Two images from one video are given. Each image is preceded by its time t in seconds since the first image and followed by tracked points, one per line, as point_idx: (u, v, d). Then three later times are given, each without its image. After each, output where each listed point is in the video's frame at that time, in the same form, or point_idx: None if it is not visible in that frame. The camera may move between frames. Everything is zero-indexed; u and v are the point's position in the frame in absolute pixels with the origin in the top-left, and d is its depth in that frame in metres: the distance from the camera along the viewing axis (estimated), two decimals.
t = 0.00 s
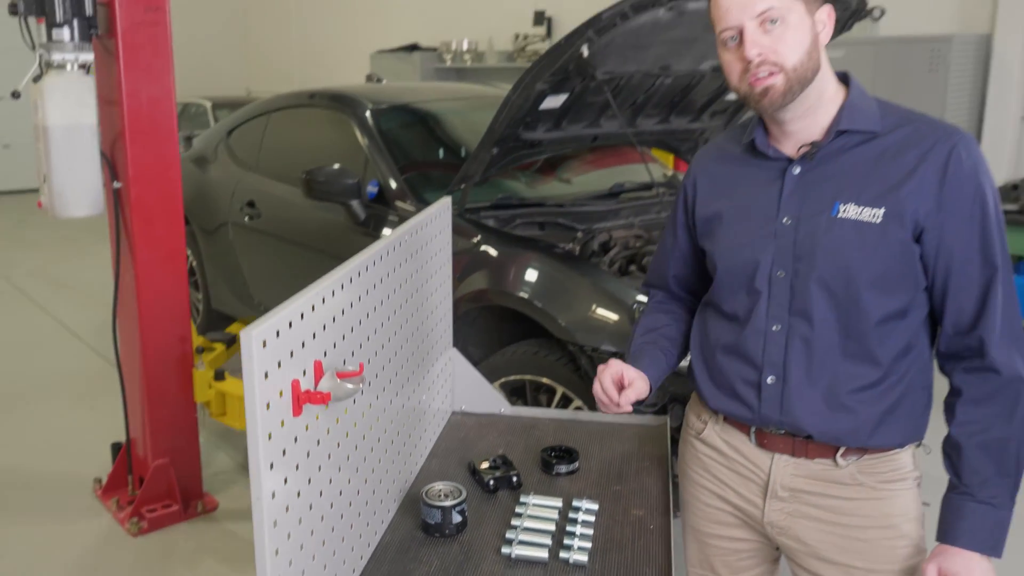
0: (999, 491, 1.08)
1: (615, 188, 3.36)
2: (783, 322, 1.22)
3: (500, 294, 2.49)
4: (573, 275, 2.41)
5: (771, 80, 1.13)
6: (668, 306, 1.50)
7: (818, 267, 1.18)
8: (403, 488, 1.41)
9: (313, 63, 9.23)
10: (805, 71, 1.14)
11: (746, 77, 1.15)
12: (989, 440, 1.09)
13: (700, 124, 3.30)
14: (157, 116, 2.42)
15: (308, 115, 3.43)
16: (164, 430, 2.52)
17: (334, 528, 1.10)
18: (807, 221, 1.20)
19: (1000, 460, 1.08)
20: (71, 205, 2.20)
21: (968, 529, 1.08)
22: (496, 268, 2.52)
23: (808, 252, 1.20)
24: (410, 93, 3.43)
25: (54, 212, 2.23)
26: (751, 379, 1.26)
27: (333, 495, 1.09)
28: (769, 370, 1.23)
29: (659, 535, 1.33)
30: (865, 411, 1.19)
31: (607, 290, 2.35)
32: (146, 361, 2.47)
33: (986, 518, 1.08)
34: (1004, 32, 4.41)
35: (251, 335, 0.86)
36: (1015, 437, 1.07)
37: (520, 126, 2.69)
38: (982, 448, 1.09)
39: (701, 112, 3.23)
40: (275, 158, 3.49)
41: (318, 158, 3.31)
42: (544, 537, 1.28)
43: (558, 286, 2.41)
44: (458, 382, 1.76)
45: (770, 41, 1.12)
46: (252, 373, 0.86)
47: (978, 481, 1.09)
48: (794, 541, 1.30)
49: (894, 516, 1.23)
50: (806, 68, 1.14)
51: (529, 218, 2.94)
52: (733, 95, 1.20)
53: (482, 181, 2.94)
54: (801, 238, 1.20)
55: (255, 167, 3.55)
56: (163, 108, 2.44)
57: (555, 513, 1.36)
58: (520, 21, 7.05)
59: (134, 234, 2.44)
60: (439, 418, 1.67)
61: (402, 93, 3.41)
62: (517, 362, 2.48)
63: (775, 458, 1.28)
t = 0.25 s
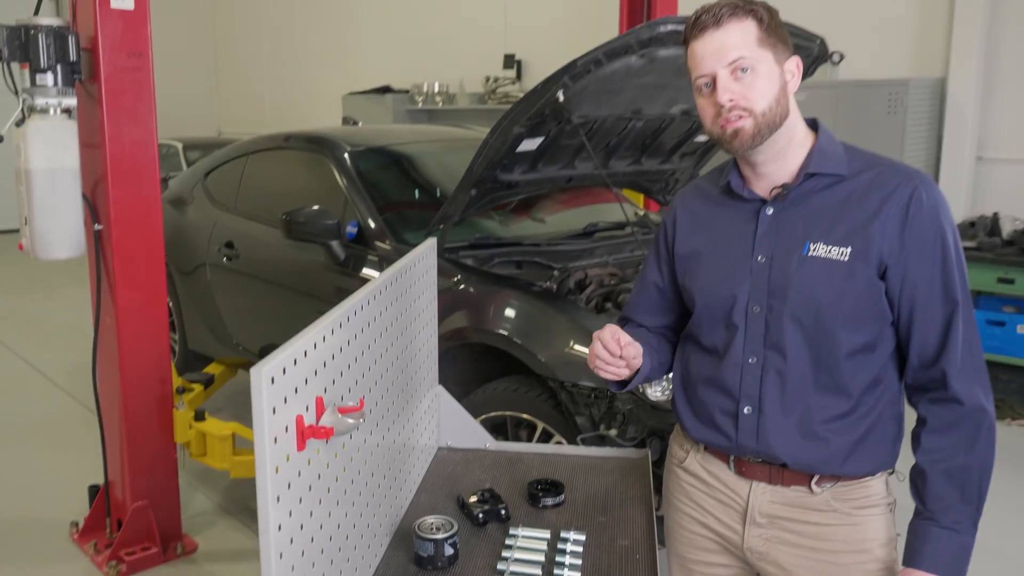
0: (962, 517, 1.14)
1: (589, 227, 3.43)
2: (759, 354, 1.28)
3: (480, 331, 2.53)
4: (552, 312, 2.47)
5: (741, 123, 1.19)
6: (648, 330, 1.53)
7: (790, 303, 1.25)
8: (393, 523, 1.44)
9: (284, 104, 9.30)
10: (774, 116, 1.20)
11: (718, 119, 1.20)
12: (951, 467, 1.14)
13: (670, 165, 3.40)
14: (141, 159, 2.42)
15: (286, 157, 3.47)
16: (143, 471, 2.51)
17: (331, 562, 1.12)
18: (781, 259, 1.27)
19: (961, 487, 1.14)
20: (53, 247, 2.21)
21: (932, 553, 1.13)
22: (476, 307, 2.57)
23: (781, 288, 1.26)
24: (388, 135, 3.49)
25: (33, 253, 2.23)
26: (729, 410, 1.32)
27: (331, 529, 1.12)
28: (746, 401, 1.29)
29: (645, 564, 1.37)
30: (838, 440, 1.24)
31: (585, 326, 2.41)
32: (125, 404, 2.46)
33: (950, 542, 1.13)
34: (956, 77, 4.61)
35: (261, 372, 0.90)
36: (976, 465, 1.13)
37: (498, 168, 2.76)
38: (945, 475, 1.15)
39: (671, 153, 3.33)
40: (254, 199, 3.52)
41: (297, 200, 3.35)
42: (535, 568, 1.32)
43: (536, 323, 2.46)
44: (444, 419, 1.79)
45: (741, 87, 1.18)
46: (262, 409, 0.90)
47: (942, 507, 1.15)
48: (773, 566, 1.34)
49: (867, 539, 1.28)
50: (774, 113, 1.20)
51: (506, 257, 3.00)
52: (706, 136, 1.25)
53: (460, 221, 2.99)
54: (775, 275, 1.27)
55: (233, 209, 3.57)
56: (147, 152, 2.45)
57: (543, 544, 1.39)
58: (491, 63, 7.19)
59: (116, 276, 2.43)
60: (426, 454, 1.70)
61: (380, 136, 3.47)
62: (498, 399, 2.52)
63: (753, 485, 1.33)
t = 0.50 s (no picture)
0: (942, 536, 1.18)
1: (571, 256, 3.47)
2: (746, 377, 1.32)
3: (466, 360, 2.55)
4: (538, 340, 2.50)
5: (731, 150, 1.24)
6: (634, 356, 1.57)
7: (777, 327, 1.29)
8: (387, 550, 1.45)
9: (262, 136, 9.32)
10: (763, 144, 1.25)
11: (709, 146, 1.25)
12: (931, 488, 1.18)
13: (650, 196, 3.46)
14: (126, 191, 2.41)
15: (270, 189, 3.49)
16: (127, 503, 2.49)
17: None
18: (767, 285, 1.31)
19: (941, 508, 1.18)
20: (39, 279, 2.20)
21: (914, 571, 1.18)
22: (462, 335, 2.59)
23: (768, 313, 1.30)
24: (371, 166, 3.52)
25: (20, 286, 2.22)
26: (717, 432, 1.35)
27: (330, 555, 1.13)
28: (734, 422, 1.33)
29: None
30: (823, 461, 1.27)
31: (571, 354, 2.44)
32: (110, 434, 2.44)
33: (930, 561, 1.18)
34: (924, 109, 4.74)
35: (268, 400, 0.92)
36: (955, 487, 1.16)
37: (482, 199, 2.79)
38: (925, 496, 1.18)
39: (651, 184, 3.39)
40: (237, 230, 3.53)
41: (281, 230, 3.36)
42: None
43: (522, 352, 2.49)
44: (435, 445, 1.81)
45: (732, 115, 1.23)
46: (269, 436, 0.92)
47: (922, 526, 1.19)
48: None
49: (855, 558, 1.31)
50: (763, 141, 1.25)
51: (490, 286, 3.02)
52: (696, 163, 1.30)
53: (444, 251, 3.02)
54: (762, 300, 1.31)
55: (217, 239, 3.58)
56: (133, 184, 2.44)
57: (538, 567, 1.40)
58: (469, 96, 7.27)
59: (101, 308, 2.41)
60: (418, 480, 1.71)
61: (363, 167, 3.50)
62: (485, 427, 2.53)
63: (742, 507, 1.35)
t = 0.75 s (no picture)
0: (940, 549, 1.21)
1: (561, 274, 3.46)
2: (746, 389, 1.34)
3: (460, 378, 2.55)
4: (530, 357, 2.51)
5: (736, 162, 1.29)
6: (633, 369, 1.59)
7: (777, 340, 1.31)
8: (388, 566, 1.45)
9: (244, 155, 9.30)
10: (767, 158, 1.29)
11: (715, 158, 1.30)
12: (930, 501, 1.21)
13: (638, 215, 3.50)
14: (118, 210, 2.37)
15: (258, 208, 3.50)
16: (116, 523, 2.46)
17: None
18: (767, 299, 1.33)
19: (940, 521, 1.21)
20: (29, 295, 2.13)
21: None
22: (455, 352, 2.59)
23: (768, 326, 1.32)
24: (360, 186, 3.53)
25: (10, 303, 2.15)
26: (717, 444, 1.37)
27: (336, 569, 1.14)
28: (735, 433, 1.34)
29: None
30: (823, 473, 1.29)
31: (563, 372, 2.45)
32: (99, 455, 2.41)
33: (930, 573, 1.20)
34: (902, 130, 4.83)
35: (280, 413, 0.92)
36: (953, 499, 1.20)
37: (474, 218, 2.81)
38: (924, 509, 1.21)
39: (638, 203, 3.43)
40: (226, 249, 3.52)
41: (270, 249, 3.36)
42: None
43: (515, 368, 2.49)
44: (433, 461, 1.81)
45: (737, 129, 1.28)
46: (281, 449, 0.93)
47: (922, 540, 1.21)
48: None
49: (855, 570, 1.33)
50: (768, 155, 1.29)
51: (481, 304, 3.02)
52: (701, 175, 1.35)
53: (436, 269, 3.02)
54: (762, 313, 1.33)
55: (206, 258, 3.57)
56: (125, 203, 2.40)
57: None
58: (453, 116, 7.32)
59: (91, 324, 2.37)
60: (417, 496, 1.72)
61: (352, 186, 3.52)
62: (478, 444, 2.53)
63: (742, 521, 1.37)
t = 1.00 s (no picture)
0: (945, 557, 1.21)
1: (552, 283, 3.44)
2: (750, 394, 1.33)
3: (452, 387, 2.54)
4: (523, 365, 2.50)
5: (742, 168, 1.30)
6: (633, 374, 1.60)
7: (781, 345, 1.31)
8: None
9: (230, 165, 9.25)
10: (772, 164, 1.31)
11: (722, 162, 1.31)
12: (935, 510, 1.21)
13: (629, 225, 3.49)
14: (107, 220, 2.33)
15: (248, 217, 3.47)
16: (104, 537, 2.42)
17: None
18: (772, 304, 1.34)
19: (945, 530, 1.21)
20: (18, 307, 2.05)
21: None
22: (448, 362, 2.58)
23: (773, 331, 1.33)
24: (350, 195, 3.52)
25: None
26: (721, 450, 1.36)
27: None
28: (739, 439, 1.34)
29: None
30: (828, 479, 1.29)
31: (557, 379, 2.44)
32: (87, 469, 2.38)
33: None
34: (888, 140, 4.87)
35: (286, 420, 0.91)
36: (959, 507, 1.20)
37: (467, 227, 2.80)
38: (929, 517, 1.21)
39: (629, 213, 3.42)
40: (215, 259, 3.49)
41: (260, 259, 3.33)
42: None
43: (508, 377, 2.48)
44: (430, 470, 1.79)
45: (744, 134, 1.30)
46: (287, 457, 0.91)
47: (927, 548, 1.21)
48: None
49: None
50: (773, 161, 1.31)
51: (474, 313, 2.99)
52: (707, 181, 1.36)
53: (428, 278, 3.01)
54: (767, 319, 1.34)
55: (195, 269, 3.54)
56: (114, 213, 2.36)
57: None
58: (440, 127, 7.32)
59: (80, 335, 2.33)
60: (414, 507, 1.70)
61: (341, 195, 3.50)
62: (472, 454, 2.52)
63: (745, 530, 1.36)
